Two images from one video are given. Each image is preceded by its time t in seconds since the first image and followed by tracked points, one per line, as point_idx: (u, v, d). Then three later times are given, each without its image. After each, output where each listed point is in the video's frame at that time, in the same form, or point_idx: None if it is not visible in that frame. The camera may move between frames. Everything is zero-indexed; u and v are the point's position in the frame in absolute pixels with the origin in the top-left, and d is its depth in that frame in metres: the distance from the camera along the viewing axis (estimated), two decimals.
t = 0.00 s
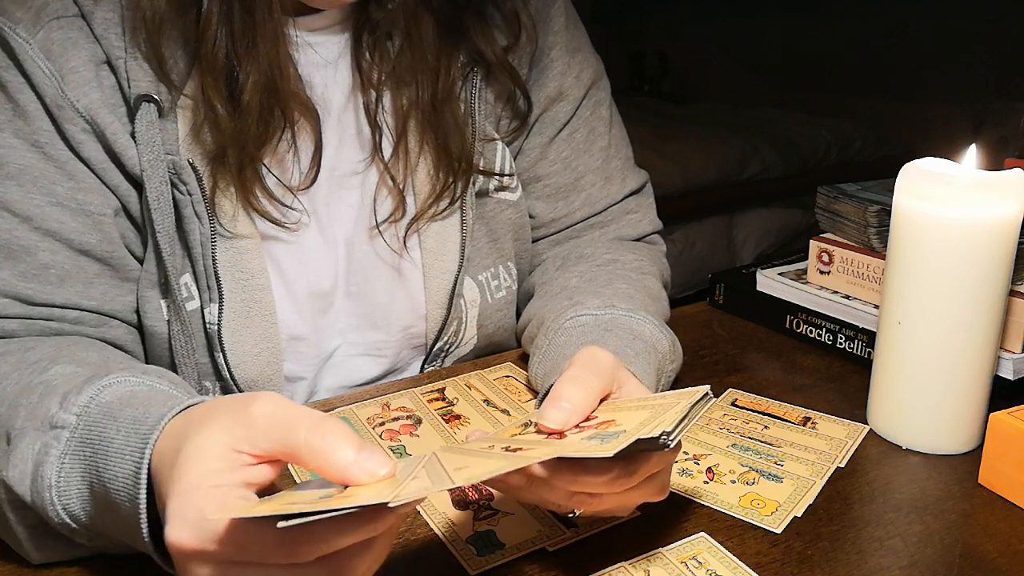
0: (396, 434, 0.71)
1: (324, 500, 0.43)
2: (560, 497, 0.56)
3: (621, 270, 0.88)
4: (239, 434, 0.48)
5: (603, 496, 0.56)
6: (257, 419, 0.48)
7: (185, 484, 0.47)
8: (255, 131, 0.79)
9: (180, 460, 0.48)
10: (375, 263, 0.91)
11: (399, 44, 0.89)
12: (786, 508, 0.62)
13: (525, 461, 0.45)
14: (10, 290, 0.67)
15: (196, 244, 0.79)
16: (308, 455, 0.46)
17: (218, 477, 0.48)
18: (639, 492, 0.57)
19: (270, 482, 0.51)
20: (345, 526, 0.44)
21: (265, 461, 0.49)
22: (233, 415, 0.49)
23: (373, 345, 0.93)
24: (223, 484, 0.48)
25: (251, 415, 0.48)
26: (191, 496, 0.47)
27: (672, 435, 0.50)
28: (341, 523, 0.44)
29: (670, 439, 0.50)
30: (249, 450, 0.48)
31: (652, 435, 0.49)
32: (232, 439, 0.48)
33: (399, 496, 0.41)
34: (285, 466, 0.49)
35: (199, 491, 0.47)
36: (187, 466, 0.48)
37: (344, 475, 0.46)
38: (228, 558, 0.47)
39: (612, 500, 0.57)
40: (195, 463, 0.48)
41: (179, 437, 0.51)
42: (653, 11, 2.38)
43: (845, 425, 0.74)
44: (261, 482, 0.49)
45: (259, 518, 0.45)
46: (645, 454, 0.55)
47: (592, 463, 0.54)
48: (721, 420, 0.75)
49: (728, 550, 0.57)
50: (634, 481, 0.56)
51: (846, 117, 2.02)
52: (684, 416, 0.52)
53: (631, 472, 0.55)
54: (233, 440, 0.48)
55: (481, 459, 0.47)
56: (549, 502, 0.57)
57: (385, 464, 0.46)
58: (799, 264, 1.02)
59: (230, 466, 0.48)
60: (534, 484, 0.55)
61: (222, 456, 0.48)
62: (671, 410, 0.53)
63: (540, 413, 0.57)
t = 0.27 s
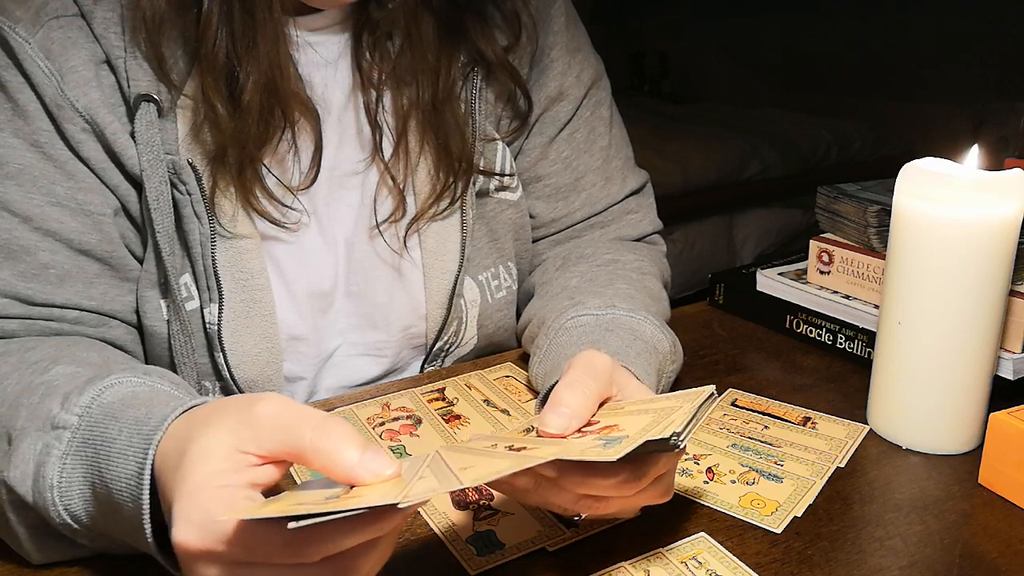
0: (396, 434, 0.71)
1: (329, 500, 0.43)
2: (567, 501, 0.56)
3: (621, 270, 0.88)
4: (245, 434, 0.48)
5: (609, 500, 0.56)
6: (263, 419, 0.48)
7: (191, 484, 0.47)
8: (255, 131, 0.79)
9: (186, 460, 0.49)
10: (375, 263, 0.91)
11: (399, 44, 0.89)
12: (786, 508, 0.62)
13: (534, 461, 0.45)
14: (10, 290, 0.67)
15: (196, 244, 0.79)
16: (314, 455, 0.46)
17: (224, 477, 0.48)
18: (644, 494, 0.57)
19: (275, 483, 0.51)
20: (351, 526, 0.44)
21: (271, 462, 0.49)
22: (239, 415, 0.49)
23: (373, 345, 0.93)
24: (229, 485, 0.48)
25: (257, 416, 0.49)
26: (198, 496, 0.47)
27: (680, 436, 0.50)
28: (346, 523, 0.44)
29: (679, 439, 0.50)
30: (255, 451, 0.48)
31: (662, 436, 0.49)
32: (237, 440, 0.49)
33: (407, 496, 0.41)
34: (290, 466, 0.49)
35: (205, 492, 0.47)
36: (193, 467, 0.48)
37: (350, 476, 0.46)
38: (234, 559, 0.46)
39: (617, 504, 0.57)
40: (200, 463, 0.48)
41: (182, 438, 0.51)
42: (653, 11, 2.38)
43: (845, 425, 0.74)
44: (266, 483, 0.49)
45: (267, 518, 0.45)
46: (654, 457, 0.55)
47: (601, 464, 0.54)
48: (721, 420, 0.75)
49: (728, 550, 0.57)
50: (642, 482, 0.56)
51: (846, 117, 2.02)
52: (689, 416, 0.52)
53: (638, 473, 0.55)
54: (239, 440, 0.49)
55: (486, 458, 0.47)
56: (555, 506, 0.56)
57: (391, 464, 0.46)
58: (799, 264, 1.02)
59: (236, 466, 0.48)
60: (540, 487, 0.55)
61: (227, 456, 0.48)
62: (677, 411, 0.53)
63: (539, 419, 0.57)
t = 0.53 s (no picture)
0: (396, 434, 0.71)
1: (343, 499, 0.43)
2: (571, 501, 0.55)
3: (621, 270, 0.88)
4: (257, 434, 0.48)
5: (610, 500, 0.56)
6: (277, 419, 0.48)
7: (204, 484, 0.47)
8: (255, 131, 0.79)
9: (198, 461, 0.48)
10: (375, 263, 0.91)
11: (399, 44, 0.89)
12: (786, 508, 0.62)
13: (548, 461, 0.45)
14: (10, 290, 0.67)
15: (196, 244, 0.79)
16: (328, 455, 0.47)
17: (236, 478, 0.48)
18: (645, 494, 0.57)
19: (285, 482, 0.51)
20: (365, 524, 0.45)
21: (282, 461, 0.49)
22: (251, 416, 0.49)
23: (373, 345, 0.93)
24: (242, 484, 0.48)
25: (269, 416, 0.49)
26: (212, 496, 0.47)
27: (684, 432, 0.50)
28: (361, 521, 0.44)
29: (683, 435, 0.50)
30: (267, 450, 0.48)
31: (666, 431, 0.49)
32: (248, 440, 0.48)
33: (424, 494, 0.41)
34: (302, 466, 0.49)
35: (219, 491, 0.47)
36: (206, 466, 0.48)
37: (364, 475, 0.46)
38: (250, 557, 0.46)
39: (619, 505, 0.57)
40: (212, 463, 0.48)
41: (188, 437, 0.51)
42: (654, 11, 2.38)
43: (845, 425, 0.74)
44: (277, 482, 0.49)
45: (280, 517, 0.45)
46: (658, 452, 0.56)
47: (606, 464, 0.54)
48: (721, 420, 0.75)
49: (728, 550, 0.57)
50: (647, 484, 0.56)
51: (846, 117, 2.02)
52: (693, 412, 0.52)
53: (644, 474, 0.56)
54: (250, 440, 0.48)
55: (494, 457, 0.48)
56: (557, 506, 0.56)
57: (402, 463, 0.46)
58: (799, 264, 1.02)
59: (248, 466, 0.48)
60: (544, 487, 0.54)
61: (239, 455, 0.48)
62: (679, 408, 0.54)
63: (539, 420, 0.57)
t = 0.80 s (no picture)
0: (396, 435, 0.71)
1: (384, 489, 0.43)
2: (569, 501, 0.55)
3: (621, 270, 0.88)
4: (289, 435, 0.48)
5: (607, 500, 0.56)
6: (308, 421, 0.49)
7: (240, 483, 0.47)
8: (255, 130, 0.79)
9: (228, 460, 0.48)
10: (375, 263, 0.91)
11: (400, 44, 0.89)
12: (786, 508, 0.62)
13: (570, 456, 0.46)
14: (10, 290, 0.67)
15: (197, 245, 0.79)
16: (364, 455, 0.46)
17: (268, 477, 0.47)
18: (643, 493, 0.57)
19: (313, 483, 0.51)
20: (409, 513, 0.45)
21: (314, 462, 0.49)
22: (280, 417, 0.49)
23: (373, 345, 0.93)
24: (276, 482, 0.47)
25: (300, 418, 0.49)
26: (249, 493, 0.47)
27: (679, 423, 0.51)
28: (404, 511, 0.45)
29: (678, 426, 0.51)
30: (301, 450, 0.48)
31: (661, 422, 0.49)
32: (280, 439, 0.48)
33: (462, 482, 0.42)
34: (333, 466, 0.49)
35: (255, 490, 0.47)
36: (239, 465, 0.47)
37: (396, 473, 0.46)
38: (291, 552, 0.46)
39: (618, 505, 0.57)
40: (245, 461, 0.48)
41: (211, 439, 0.51)
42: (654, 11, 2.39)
43: (845, 425, 0.74)
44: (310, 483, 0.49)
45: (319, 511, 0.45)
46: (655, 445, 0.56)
47: (603, 462, 0.55)
48: (721, 420, 0.75)
49: (728, 550, 0.57)
50: (646, 481, 0.56)
51: (846, 116, 2.02)
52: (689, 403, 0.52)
53: (644, 469, 0.56)
54: (281, 440, 0.48)
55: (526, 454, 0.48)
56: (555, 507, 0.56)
57: (433, 461, 0.46)
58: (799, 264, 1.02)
59: (282, 466, 0.48)
60: (539, 488, 0.54)
61: (271, 455, 0.48)
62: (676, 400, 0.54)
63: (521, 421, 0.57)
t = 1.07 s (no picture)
0: (396, 435, 0.71)
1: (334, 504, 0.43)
2: (570, 501, 0.55)
3: (621, 270, 0.88)
4: (251, 441, 0.48)
5: (609, 500, 0.56)
6: (272, 427, 0.48)
7: (197, 490, 0.47)
8: (255, 130, 0.79)
9: (190, 465, 0.48)
10: (375, 263, 0.91)
11: (400, 44, 0.89)
12: (786, 508, 0.62)
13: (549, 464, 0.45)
14: (11, 290, 0.67)
15: (197, 245, 0.79)
16: (320, 467, 0.46)
17: (229, 485, 0.47)
18: (645, 493, 0.58)
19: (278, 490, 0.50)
20: (358, 532, 0.44)
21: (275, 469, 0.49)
22: (246, 422, 0.49)
23: (373, 345, 0.93)
24: (234, 491, 0.47)
25: (265, 423, 0.48)
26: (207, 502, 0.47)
27: (678, 419, 0.51)
28: (356, 529, 0.44)
29: (676, 421, 0.51)
30: (262, 459, 0.48)
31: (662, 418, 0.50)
32: (242, 446, 0.48)
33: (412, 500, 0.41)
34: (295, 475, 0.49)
35: (214, 498, 0.47)
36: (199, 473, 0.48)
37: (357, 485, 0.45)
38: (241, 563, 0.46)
39: (620, 504, 0.57)
40: (206, 469, 0.48)
41: (188, 439, 0.51)
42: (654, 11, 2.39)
43: (845, 425, 0.74)
44: (270, 491, 0.49)
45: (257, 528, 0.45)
46: (658, 442, 0.57)
47: (604, 460, 0.55)
48: (721, 420, 0.75)
49: (728, 550, 0.57)
50: (648, 479, 0.56)
51: (846, 116, 2.02)
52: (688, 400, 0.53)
53: (647, 466, 0.56)
54: (244, 446, 0.48)
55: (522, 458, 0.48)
56: (556, 507, 0.56)
57: (397, 472, 0.46)
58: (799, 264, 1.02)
59: (241, 474, 0.48)
60: (541, 488, 0.54)
61: (232, 462, 0.48)
62: (675, 398, 0.54)
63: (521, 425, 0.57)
